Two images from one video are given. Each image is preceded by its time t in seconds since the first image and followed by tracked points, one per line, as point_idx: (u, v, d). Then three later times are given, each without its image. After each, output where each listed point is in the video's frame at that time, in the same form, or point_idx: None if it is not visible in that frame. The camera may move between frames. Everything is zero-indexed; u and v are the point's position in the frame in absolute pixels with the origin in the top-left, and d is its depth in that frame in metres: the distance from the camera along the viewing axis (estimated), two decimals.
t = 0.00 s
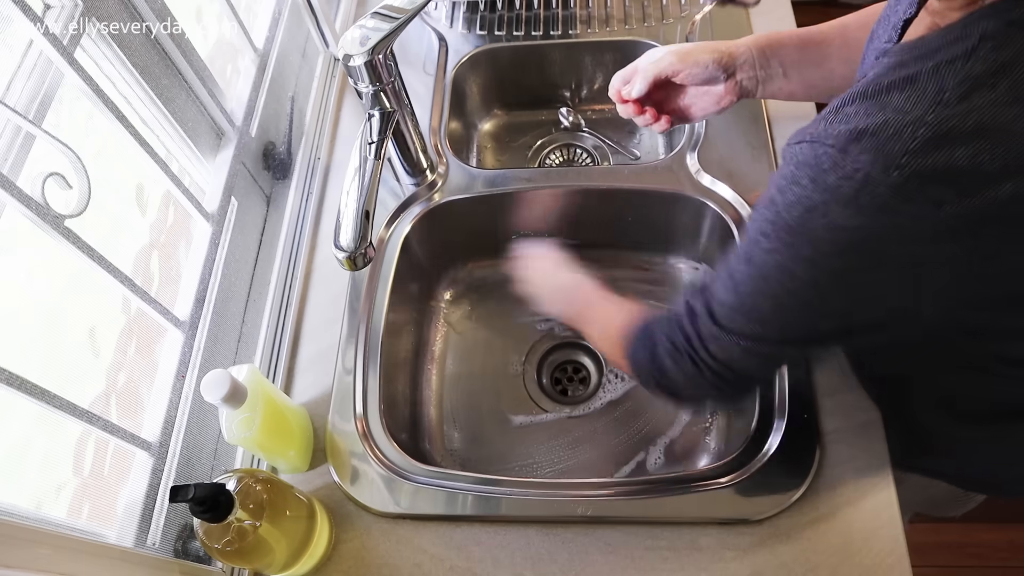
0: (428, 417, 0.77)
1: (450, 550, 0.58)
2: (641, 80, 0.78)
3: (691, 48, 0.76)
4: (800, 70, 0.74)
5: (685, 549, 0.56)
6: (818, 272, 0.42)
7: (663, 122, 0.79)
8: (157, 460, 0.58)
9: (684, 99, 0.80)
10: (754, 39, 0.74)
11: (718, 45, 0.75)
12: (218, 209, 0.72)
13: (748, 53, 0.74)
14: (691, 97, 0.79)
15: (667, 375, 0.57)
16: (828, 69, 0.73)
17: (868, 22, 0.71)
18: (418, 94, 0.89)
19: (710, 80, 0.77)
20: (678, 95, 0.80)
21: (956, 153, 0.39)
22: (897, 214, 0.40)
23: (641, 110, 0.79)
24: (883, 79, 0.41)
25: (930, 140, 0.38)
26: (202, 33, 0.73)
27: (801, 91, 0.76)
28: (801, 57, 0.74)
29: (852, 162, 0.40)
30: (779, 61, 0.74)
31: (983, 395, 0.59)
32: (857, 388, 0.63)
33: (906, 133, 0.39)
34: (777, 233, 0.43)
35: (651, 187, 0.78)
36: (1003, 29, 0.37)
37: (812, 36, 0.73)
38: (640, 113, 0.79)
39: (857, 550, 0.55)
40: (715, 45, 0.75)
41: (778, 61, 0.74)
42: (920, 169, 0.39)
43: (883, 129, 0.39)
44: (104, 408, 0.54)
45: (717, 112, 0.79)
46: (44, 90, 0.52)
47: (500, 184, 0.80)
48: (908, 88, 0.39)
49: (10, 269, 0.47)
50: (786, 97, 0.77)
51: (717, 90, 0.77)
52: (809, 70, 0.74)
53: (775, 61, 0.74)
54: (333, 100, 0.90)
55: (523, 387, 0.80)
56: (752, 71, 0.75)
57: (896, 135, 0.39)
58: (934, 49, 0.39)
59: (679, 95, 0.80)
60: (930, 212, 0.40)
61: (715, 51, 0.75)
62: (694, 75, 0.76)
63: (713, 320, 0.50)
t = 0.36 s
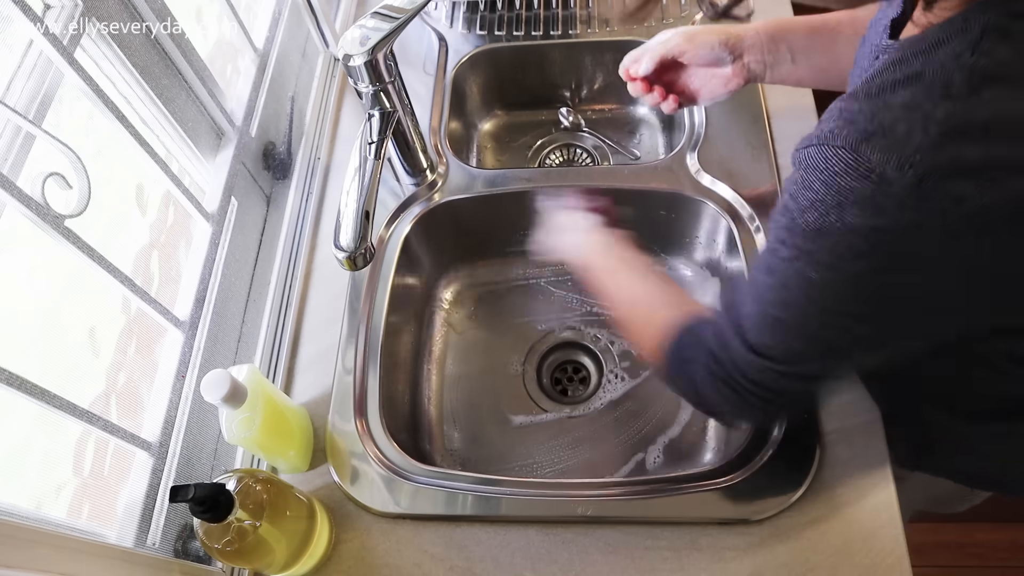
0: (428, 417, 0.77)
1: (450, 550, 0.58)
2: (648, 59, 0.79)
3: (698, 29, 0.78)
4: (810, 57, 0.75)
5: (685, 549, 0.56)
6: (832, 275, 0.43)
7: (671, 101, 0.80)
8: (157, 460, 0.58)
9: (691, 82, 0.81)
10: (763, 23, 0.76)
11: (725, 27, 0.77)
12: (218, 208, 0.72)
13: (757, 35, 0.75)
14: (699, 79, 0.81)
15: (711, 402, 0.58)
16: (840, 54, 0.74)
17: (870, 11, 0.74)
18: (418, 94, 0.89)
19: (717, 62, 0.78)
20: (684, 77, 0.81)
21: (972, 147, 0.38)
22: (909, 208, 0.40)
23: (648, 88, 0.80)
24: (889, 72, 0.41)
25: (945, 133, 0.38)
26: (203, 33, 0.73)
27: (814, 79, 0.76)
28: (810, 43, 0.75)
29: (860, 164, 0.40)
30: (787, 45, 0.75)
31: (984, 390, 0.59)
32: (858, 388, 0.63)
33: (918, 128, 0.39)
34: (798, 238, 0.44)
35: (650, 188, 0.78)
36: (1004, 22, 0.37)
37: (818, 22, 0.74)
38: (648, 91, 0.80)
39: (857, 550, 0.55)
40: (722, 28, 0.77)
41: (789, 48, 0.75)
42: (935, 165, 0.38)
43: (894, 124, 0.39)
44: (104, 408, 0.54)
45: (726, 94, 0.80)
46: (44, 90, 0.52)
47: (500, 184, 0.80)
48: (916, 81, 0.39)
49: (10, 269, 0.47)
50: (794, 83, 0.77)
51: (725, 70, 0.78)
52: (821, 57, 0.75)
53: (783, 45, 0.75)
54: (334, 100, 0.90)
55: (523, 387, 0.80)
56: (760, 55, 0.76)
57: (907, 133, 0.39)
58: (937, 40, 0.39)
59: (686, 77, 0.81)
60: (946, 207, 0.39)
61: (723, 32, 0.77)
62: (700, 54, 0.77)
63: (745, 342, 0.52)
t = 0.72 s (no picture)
0: (428, 417, 0.77)
1: (450, 550, 0.58)
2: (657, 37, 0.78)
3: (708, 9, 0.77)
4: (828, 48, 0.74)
5: (685, 549, 0.56)
6: (845, 282, 0.44)
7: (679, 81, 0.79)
8: (157, 460, 0.58)
9: (698, 63, 0.80)
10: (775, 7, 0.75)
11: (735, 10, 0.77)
12: (218, 208, 0.72)
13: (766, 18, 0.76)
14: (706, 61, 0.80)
15: (710, 403, 0.59)
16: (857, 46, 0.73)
17: None
18: (418, 94, 0.89)
19: (726, 43, 0.78)
20: (692, 57, 0.80)
21: (989, 159, 0.38)
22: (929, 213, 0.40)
23: (658, 67, 0.79)
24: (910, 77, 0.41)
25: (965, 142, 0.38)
26: (203, 33, 0.73)
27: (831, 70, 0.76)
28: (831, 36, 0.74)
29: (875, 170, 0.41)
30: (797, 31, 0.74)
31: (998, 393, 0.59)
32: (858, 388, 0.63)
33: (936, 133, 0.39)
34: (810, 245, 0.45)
35: (650, 187, 0.78)
36: None
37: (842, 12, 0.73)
38: (656, 69, 0.79)
39: (857, 549, 0.55)
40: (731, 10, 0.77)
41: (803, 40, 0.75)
42: (954, 175, 0.39)
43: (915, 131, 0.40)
44: (104, 408, 0.54)
45: (733, 77, 0.80)
46: (44, 90, 0.52)
47: (500, 184, 0.81)
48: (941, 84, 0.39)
49: (10, 269, 0.47)
50: (804, 70, 0.77)
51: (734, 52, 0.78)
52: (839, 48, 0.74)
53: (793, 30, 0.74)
54: (334, 100, 0.90)
55: (523, 387, 0.80)
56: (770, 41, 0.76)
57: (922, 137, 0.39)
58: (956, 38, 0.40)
59: (693, 57, 0.80)
60: (964, 218, 0.40)
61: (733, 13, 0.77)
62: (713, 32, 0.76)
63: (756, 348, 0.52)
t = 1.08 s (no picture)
0: (428, 418, 0.77)
1: (450, 550, 0.58)
2: (664, 51, 0.79)
3: (715, 24, 0.79)
4: (832, 64, 0.76)
5: (685, 549, 0.56)
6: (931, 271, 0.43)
7: (684, 93, 0.80)
8: (157, 460, 0.58)
9: (704, 77, 0.81)
10: (779, 27, 0.78)
11: (744, 26, 0.79)
12: (218, 209, 0.72)
13: (773, 33, 0.77)
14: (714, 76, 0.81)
15: (791, 430, 0.55)
16: (860, 61, 0.75)
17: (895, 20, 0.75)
18: (418, 94, 0.89)
19: (731, 58, 0.79)
20: (698, 71, 0.81)
21: None
22: (970, 174, 0.42)
23: (664, 80, 0.81)
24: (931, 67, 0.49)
25: (1000, 84, 0.42)
26: (203, 33, 0.73)
27: (835, 88, 0.77)
28: (834, 51, 0.76)
29: (911, 140, 0.45)
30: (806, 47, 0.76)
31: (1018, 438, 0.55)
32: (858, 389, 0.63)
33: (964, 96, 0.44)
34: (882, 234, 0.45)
35: (650, 188, 0.78)
36: None
37: (842, 31, 0.76)
38: (663, 82, 0.81)
39: (857, 550, 0.55)
40: (739, 26, 0.79)
41: (808, 58, 0.76)
42: None
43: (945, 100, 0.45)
44: (104, 408, 0.54)
45: (739, 91, 0.80)
46: (44, 90, 0.52)
47: (500, 184, 0.80)
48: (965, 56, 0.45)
49: (10, 269, 0.47)
50: (809, 87, 0.78)
51: (742, 67, 0.79)
52: (843, 63, 0.75)
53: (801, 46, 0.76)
54: (334, 100, 0.90)
55: (524, 387, 0.80)
56: (775, 57, 0.77)
57: (951, 103, 0.44)
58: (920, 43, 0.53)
59: (700, 71, 0.81)
60: None
61: (741, 28, 0.78)
62: (720, 47, 0.78)
63: (831, 363, 0.48)
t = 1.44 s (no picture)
0: (428, 417, 0.77)
1: (450, 550, 0.58)
2: (665, 26, 0.77)
3: (720, 3, 0.76)
4: (837, 62, 0.74)
5: (685, 549, 0.56)
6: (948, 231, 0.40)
7: (679, 72, 0.79)
8: (156, 460, 0.58)
9: (703, 58, 0.80)
10: (782, 12, 0.75)
11: (750, 8, 0.76)
12: (218, 208, 0.72)
13: (776, 18, 0.74)
14: (711, 56, 0.80)
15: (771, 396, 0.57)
16: (865, 60, 0.73)
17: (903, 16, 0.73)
18: (418, 94, 0.89)
19: (733, 41, 0.77)
20: (696, 50, 0.80)
21: None
22: (991, 146, 0.40)
23: (661, 56, 0.79)
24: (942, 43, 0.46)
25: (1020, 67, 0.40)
26: (203, 33, 0.73)
27: (838, 86, 0.76)
28: (839, 49, 0.73)
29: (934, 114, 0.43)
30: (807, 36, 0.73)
31: (995, 410, 0.58)
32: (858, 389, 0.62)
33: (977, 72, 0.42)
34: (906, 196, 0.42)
35: (650, 187, 0.78)
36: None
37: (849, 24, 0.73)
38: (659, 59, 0.79)
39: (857, 549, 0.55)
40: (745, 6, 0.76)
41: (813, 57, 0.74)
42: None
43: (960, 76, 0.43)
44: (104, 408, 0.54)
45: (734, 76, 0.80)
46: (44, 90, 0.52)
47: (500, 184, 0.80)
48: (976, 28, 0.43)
49: (10, 270, 0.47)
50: (805, 77, 0.77)
51: (740, 53, 0.78)
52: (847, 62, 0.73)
53: (803, 34, 0.74)
54: (334, 100, 0.90)
55: (524, 387, 0.80)
56: (776, 44, 0.75)
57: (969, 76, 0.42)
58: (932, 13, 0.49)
59: (698, 50, 0.80)
60: None
61: (745, 9, 0.75)
62: (722, 28, 0.75)
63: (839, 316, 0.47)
